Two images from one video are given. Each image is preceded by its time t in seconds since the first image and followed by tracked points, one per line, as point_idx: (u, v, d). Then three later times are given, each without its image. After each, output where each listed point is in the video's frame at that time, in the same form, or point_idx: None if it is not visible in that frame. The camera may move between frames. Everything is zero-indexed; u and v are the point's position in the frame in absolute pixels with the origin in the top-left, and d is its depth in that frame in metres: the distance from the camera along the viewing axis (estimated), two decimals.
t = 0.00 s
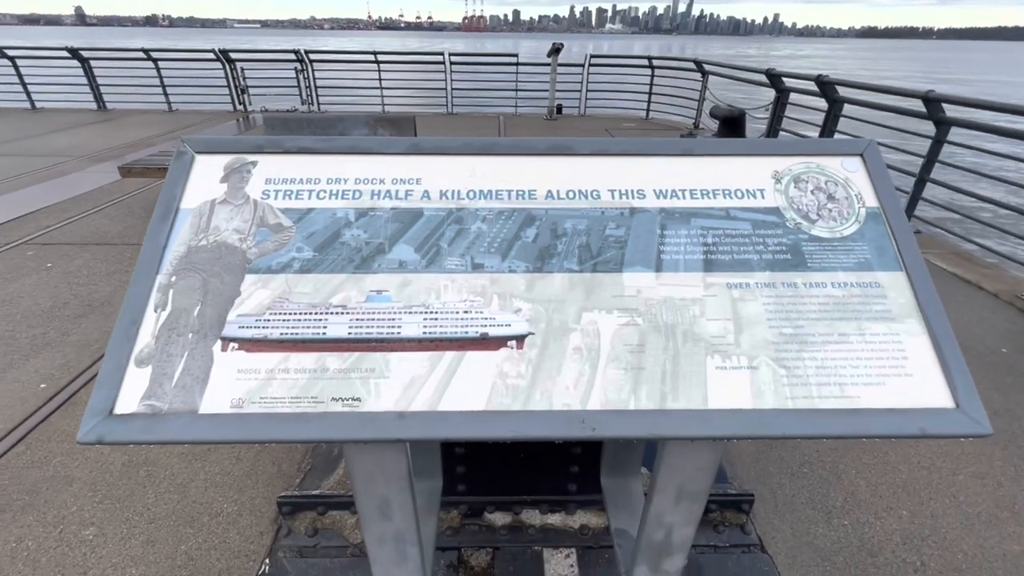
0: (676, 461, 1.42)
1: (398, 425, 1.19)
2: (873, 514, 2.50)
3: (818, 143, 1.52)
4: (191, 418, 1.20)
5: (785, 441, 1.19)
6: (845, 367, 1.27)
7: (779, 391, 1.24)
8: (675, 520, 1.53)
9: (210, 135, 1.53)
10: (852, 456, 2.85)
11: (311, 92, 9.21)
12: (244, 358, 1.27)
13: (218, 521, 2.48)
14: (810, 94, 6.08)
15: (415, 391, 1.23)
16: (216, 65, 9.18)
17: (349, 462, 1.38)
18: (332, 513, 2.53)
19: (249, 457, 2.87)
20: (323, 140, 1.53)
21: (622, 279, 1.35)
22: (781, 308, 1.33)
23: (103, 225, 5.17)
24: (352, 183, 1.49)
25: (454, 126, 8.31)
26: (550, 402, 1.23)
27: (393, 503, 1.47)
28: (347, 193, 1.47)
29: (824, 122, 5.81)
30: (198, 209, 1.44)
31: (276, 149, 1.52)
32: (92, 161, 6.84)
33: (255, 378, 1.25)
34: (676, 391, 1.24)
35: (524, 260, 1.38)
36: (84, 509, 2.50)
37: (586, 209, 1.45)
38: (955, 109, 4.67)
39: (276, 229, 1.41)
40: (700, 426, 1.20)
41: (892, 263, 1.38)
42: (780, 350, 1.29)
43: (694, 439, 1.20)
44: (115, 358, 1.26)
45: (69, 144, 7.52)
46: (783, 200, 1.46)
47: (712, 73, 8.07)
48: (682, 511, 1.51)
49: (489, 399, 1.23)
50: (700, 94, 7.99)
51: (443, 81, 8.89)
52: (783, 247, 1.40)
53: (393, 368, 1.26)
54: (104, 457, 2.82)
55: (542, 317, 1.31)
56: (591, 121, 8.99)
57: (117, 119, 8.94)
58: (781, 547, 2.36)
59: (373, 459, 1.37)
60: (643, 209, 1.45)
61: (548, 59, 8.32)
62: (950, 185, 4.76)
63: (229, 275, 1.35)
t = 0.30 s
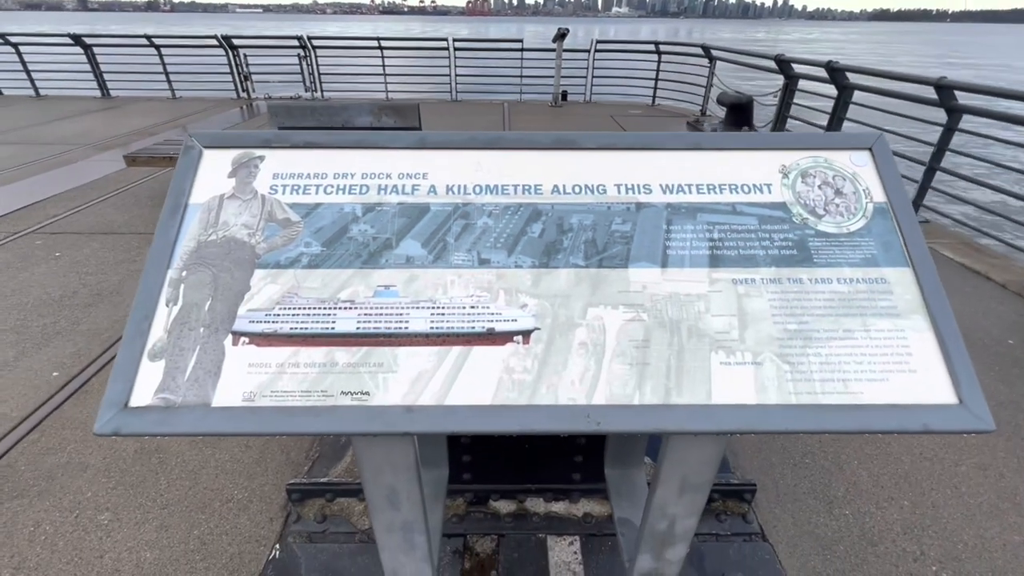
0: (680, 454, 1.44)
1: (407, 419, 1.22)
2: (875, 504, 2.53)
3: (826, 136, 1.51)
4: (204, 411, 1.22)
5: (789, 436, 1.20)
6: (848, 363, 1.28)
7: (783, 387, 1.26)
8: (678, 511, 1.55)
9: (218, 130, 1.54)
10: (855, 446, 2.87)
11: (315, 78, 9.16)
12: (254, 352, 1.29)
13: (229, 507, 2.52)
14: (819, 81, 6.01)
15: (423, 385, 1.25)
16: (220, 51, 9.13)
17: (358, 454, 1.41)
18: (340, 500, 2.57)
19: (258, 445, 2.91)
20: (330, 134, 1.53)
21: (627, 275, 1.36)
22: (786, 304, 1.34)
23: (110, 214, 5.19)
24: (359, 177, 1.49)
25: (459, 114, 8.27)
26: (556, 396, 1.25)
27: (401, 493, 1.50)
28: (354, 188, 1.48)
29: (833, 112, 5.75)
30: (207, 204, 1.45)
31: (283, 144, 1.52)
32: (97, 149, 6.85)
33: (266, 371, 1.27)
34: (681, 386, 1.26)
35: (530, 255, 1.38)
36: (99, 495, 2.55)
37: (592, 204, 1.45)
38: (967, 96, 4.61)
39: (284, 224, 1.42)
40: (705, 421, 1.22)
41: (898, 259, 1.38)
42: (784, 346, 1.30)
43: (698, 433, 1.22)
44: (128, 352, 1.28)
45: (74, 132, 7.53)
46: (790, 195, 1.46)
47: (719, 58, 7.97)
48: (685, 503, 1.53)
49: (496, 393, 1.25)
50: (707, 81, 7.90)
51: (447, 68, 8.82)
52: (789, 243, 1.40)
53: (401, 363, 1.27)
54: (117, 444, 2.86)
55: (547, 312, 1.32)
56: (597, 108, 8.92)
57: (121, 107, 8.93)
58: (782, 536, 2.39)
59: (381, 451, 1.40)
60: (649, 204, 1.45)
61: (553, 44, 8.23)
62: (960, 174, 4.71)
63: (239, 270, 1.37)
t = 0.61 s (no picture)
0: (691, 455, 1.45)
1: (421, 423, 1.21)
2: (877, 496, 2.55)
3: (844, 135, 1.48)
4: (217, 415, 1.22)
5: (803, 441, 1.20)
6: (863, 368, 1.28)
7: (797, 392, 1.26)
8: (687, 510, 1.56)
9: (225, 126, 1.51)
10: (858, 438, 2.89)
11: (314, 61, 9.03)
12: (267, 355, 1.28)
13: (238, 498, 2.54)
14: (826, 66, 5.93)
15: (437, 389, 1.25)
16: (216, 33, 8.98)
17: (370, 455, 1.42)
18: (347, 491, 2.58)
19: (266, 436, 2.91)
20: (339, 131, 1.51)
21: (642, 277, 1.35)
22: (802, 308, 1.33)
23: (110, 201, 5.14)
24: (369, 176, 1.47)
25: (460, 98, 8.17)
26: (571, 401, 1.24)
27: (413, 493, 1.51)
28: (365, 186, 1.46)
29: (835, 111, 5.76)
30: (215, 203, 1.43)
31: (291, 141, 1.50)
32: (95, 134, 6.76)
33: (279, 374, 1.26)
34: (696, 390, 1.26)
35: (543, 257, 1.37)
36: (108, 486, 2.57)
37: (606, 205, 1.43)
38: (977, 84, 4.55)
39: (294, 224, 1.41)
40: (720, 426, 1.22)
41: (914, 262, 1.37)
42: (799, 350, 1.29)
43: (712, 438, 1.22)
44: (140, 355, 1.27)
45: (71, 116, 7.43)
46: (807, 195, 1.44)
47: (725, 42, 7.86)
48: (694, 502, 1.54)
49: (510, 397, 1.24)
50: (711, 65, 7.79)
51: (448, 51, 8.68)
52: (805, 245, 1.39)
53: (414, 366, 1.27)
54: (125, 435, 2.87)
55: (561, 316, 1.31)
56: (600, 92, 8.81)
57: (118, 90, 8.81)
58: (785, 528, 2.42)
59: (394, 453, 1.41)
60: (664, 205, 1.43)
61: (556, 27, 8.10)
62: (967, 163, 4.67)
63: (249, 272, 1.35)
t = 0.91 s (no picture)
0: (699, 461, 1.44)
1: (428, 433, 1.19)
2: (875, 490, 2.57)
3: (858, 136, 1.45)
4: (220, 424, 1.19)
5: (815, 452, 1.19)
6: (875, 376, 1.27)
7: (808, 400, 1.24)
8: (693, 513, 1.55)
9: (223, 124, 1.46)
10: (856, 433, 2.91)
11: (308, 45, 8.87)
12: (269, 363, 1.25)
13: (239, 494, 2.53)
14: (829, 53, 5.85)
15: (444, 397, 1.23)
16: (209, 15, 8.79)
17: (375, 461, 1.41)
18: (349, 486, 2.58)
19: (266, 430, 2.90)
20: (341, 129, 1.47)
21: (652, 282, 1.32)
22: (814, 315, 1.31)
23: (103, 189, 5.06)
24: (372, 176, 1.43)
25: (457, 84, 8.05)
26: (580, 410, 1.22)
27: (418, 498, 1.50)
28: (367, 187, 1.42)
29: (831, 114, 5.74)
30: (213, 204, 1.39)
31: (292, 140, 1.46)
32: (86, 119, 6.64)
33: (282, 383, 1.24)
34: (706, 399, 1.24)
35: (551, 262, 1.34)
36: (108, 481, 2.55)
37: (615, 207, 1.40)
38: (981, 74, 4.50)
39: (296, 227, 1.37)
40: (730, 435, 1.20)
41: (928, 268, 1.35)
42: (811, 358, 1.27)
43: (722, 448, 1.20)
44: (139, 362, 1.24)
45: (61, 100, 7.28)
46: (819, 198, 1.41)
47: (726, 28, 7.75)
48: (700, 506, 1.54)
49: (517, 406, 1.22)
50: (712, 52, 7.70)
51: (445, 35, 8.54)
52: (817, 250, 1.36)
53: (420, 374, 1.24)
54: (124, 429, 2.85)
55: (570, 322, 1.29)
56: (599, 79, 8.71)
57: (108, 73, 8.63)
58: (784, 523, 2.43)
59: (398, 459, 1.40)
60: (674, 208, 1.40)
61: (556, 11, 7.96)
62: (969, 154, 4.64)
63: (250, 276, 1.32)
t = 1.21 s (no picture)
0: (701, 473, 1.42)
1: (427, 450, 1.16)
2: (869, 487, 2.58)
3: (868, 141, 1.41)
4: (212, 441, 1.15)
5: (821, 469, 1.17)
6: (882, 391, 1.24)
7: (815, 415, 1.22)
8: (694, 522, 1.54)
9: (213, 125, 1.41)
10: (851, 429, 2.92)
11: (300, 28, 8.68)
12: (263, 377, 1.21)
13: (234, 492, 2.49)
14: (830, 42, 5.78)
15: (444, 413, 1.19)
16: None
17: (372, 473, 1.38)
18: (345, 485, 2.55)
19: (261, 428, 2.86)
20: (335, 131, 1.42)
21: (656, 293, 1.29)
22: (821, 328, 1.28)
23: (91, 177, 4.95)
24: (368, 181, 1.39)
25: (452, 71, 7.92)
26: (583, 425, 1.20)
27: (417, 509, 1.48)
28: (363, 192, 1.37)
29: (826, 117, 5.72)
30: (203, 209, 1.34)
31: (284, 141, 1.40)
32: (72, 105, 6.48)
33: (277, 398, 1.20)
34: (711, 414, 1.21)
35: (553, 272, 1.30)
36: (101, 480, 2.51)
37: (619, 215, 1.36)
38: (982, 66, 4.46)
39: (289, 233, 1.32)
40: (736, 452, 1.18)
41: (937, 279, 1.32)
42: (817, 372, 1.25)
43: (727, 464, 1.18)
44: (128, 376, 1.20)
45: (46, 84, 7.11)
46: (829, 206, 1.37)
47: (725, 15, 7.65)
48: (701, 516, 1.53)
49: (519, 421, 1.19)
50: (711, 39, 7.59)
51: (439, 19, 8.37)
52: (826, 259, 1.33)
53: (419, 389, 1.21)
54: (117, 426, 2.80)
55: (573, 335, 1.25)
56: (596, 65, 8.59)
57: (95, 56, 8.43)
58: (780, 521, 2.44)
59: (396, 472, 1.37)
60: (680, 215, 1.36)
61: None
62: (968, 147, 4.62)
63: (242, 286, 1.28)
